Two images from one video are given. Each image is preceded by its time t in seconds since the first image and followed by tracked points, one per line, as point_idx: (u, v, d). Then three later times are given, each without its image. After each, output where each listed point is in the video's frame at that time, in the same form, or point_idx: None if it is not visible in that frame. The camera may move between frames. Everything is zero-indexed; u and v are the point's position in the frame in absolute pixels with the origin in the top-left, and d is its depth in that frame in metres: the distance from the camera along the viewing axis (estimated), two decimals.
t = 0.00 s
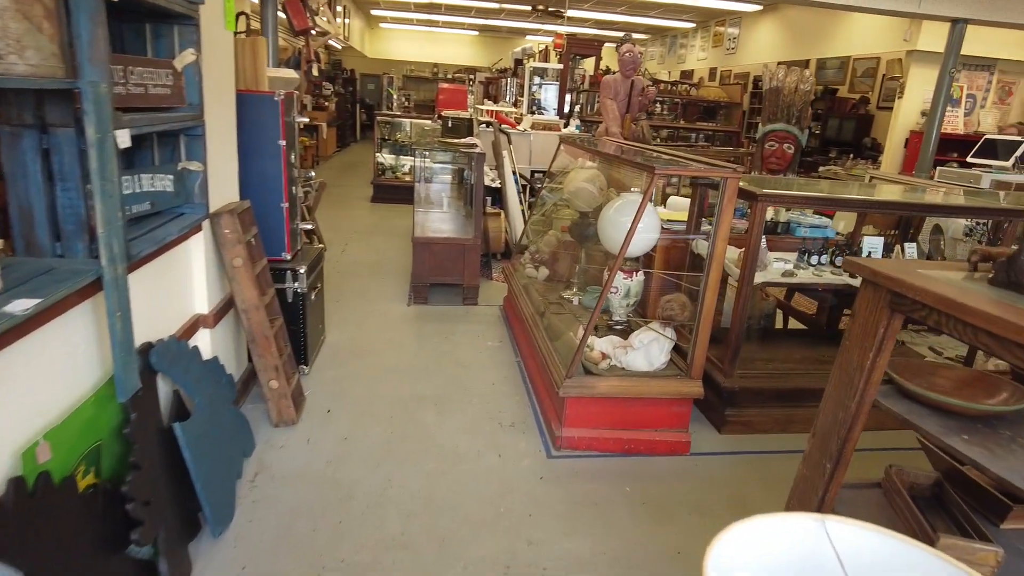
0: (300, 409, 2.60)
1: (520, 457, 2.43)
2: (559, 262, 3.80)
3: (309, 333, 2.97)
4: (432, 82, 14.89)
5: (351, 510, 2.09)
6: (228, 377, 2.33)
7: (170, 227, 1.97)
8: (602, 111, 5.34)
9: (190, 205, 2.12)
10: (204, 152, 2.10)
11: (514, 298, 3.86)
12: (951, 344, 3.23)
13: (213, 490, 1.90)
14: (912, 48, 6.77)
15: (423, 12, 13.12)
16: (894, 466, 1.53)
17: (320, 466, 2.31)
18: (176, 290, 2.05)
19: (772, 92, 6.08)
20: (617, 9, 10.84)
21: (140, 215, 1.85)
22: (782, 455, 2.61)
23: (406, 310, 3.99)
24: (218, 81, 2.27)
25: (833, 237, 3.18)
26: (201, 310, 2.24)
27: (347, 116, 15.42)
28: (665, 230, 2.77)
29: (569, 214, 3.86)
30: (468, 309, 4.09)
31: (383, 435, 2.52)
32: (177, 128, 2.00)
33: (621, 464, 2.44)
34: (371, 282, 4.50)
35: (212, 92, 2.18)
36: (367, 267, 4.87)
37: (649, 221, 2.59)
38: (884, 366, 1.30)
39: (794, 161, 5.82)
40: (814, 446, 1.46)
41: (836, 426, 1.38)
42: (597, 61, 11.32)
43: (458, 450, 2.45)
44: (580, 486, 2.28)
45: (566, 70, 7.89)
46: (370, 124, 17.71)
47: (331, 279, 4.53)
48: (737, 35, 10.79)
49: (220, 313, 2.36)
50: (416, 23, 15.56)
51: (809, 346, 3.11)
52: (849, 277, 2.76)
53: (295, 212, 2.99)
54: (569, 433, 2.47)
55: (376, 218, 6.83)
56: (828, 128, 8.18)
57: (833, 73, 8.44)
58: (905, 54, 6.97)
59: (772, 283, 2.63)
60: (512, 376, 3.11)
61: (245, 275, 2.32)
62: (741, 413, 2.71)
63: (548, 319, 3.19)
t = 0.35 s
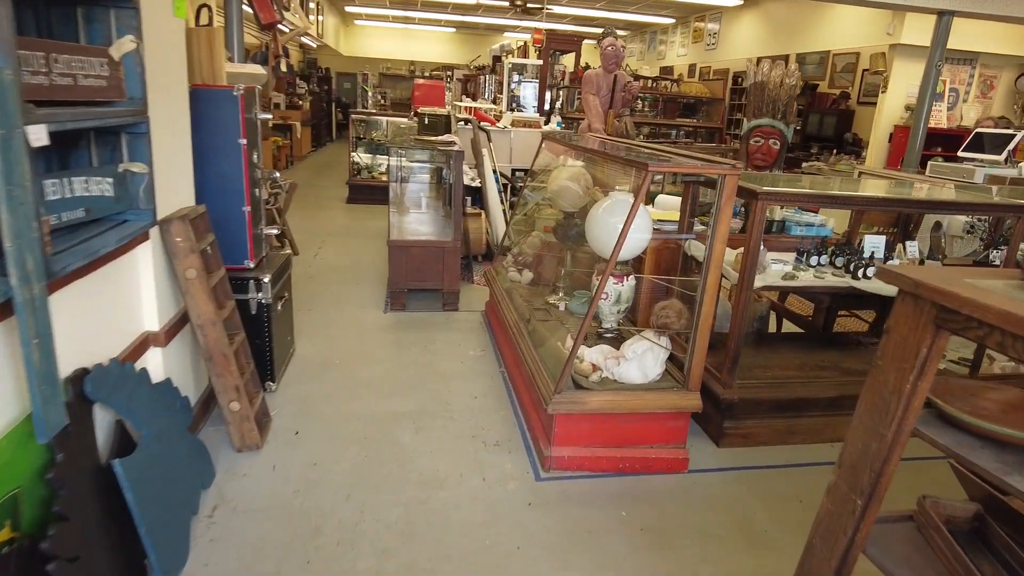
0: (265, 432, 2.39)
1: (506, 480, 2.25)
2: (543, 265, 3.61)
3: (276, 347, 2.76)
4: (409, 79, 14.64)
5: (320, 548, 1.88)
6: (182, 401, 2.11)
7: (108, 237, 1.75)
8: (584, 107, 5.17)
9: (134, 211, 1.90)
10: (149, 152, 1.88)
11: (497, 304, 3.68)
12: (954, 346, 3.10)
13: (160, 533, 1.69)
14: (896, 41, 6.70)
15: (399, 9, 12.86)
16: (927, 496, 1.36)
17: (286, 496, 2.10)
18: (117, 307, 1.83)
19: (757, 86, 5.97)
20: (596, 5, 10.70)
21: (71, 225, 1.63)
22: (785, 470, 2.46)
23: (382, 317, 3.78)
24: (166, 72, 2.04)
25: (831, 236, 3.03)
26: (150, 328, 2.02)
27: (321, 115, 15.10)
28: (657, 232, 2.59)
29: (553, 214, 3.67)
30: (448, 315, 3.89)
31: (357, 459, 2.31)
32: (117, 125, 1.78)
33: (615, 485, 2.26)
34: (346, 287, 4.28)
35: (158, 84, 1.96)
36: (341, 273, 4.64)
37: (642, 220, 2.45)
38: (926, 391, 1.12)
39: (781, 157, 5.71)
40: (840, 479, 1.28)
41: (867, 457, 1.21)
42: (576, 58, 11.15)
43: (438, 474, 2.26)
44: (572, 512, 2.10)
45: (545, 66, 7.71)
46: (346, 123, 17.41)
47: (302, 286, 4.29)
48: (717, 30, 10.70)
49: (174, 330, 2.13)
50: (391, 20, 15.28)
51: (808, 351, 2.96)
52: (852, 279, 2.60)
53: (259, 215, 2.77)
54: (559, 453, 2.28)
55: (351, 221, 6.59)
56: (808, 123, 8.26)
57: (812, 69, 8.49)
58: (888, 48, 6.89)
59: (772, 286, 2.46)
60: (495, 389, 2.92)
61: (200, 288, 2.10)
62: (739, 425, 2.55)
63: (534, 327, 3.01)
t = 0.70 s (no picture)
0: (228, 469, 2.18)
1: (494, 520, 2.05)
2: (532, 275, 3.41)
3: (243, 372, 2.55)
4: (391, 79, 14.39)
5: None
6: (133, 441, 1.89)
7: (35, 263, 1.54)
8: (572, 107, 4.98)
9: (70, 231, 1.68)
10: (85, 166, 1.66)
11: (483, 317, 3.49)
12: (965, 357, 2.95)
13: None
14: (888, 37, 6.58)
15: (380, 8, 12.62)
16: (978, 558, 1.19)
17: (251, 544, 1.90)
18: (49, 343, 1.61)
19: (748, 84, 5.81)
20: (581, 2, 10.52)
21: None
22: (794, 498, 2.28)
23: (361, 333, 3.57)
24: (106, 74, 1.82)
25: (835, 243, 2.87)
26: (94, 361, 1.80)
27: (302, 116, 14.81)
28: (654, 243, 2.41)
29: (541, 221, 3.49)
30: (431, 329, 3.69)
31: (331, 499, 2.11)
32: (46, 136, 1.56)
33: (614, 522, 2.08)
34: (323, 301, 4.07)
35: (96, 88, 1.75)
36: (319, 284, 4.43)
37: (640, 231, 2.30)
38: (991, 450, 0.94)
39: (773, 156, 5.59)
40: (879, 544, 1.10)
41: (912, 525, 1.03)
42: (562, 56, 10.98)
43: (420, 515, 2.06)
44: (567, 555, 1.92)
45: (530, 65, 7.52)
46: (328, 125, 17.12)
47: (277, 300, 4.07)
48: (704, 27, 10.57)
49: (124, 362, 1.92)
50: (373, 19, 15.03)
51: (813, 366, 2.79)
52: (862, 291, 2.43)
53: (223, 229, 2.56)
54: (552, 488, 2.10)
55: (331, 226, 6.36)
56: (796, 121, 8.25)
57: (800, 65, 8.41)
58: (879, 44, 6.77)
59: (780, 301, 2.28)
60: (482, 413, 2.73)
61: (150, 314, 1.88)
62: (745, 450, 2.38)
63: (523, 344, 2.82)
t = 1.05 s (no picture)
0: (209, 501, 2.00)
1: (498, 554, 1.89)
2: (532, 284, 3.26)
3: (226, 392, 2.38)
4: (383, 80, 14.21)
5: None
6: (101, 476, 1.72)
7: None
8: (569, 107, 4.83)
9: (23, 249, 1.51)
10: (38, 176, 1.49)
11: (481, 326, 3.33)
12: (988, 367, 2.81)
13: None
14: (889, 33, 6.47)
15: (371, 8, 12.44)
16: None
17: None
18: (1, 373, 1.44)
19: (749, 82, 5.67)
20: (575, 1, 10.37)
21: None
22: (817, 522, 2.14)
23: (353, 346, 3.41)
24: (67, 74, 1.66)
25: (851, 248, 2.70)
26: (55, 391, 1.63)
27: (293, 118, 14.61)
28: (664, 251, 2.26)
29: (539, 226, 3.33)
30: (427, 340, 3.53)
31: (321, 533, 1.95)
32: None
33: (627, 555, 1.93)
34: (313, 311, 3.90)
35: (51, 89, 1.58)
36: (309, 293, 4.25)
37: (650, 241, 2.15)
38: None
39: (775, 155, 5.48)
40: None
41: None
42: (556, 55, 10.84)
43: (418, 549, 1.90)
44: None
45: (525, 64, 7.38)
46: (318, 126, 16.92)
47: (265, 310, 3.90)
48: (700, 25, 10.44)
49: (91, 389, 1.74)
50: (364, 19, 14.83)
51: (831, 378, 2.65)
52: (886, 301, 2.29)
53: (202, 240, 2.39)
54: (559, 519, 1.94)
55: (322, 231, 6.18)
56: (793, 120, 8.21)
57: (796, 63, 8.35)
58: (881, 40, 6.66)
59: (800, 313, 2.13)
60: (482, 432, 2.57)
61: (119, 337, 1.70)
62: (763, 471, 2.23)
63: (525, 357, 2.66)
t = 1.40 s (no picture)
0: (194, 540, 1.83)
1: None
2: (539, 293, 3.10)
3: (213, 416, 2.21)
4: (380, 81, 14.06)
5: None
6: (71, 520, 1.54)
7: None
8: (574, 106, 4.70)
9: None
10: None
11: (485, 338, 3.17)
12: None
13: None
14: (899, 31, 6.34)
15: (368, 7, 12.29)
16: None
17: None
18: None
19: (756, 81, 5.48)
20: None
21: None
22: (853, 555, 1.98)
23: (350, 359, 3.25)
24: (32, 73, 1.49)
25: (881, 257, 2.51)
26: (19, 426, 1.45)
27: (289, 119, 14.42)
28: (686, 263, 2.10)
29: (546, 232, 3.17)
30: (428, 352, 3.36)
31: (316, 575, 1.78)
32: None
33: None
34: (309, 322, 3.73)
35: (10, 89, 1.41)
36: (305, 302, 4.09)
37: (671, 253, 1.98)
38: None
39: (784, 156, 5.36)
40: None
41: None
42: (556, 54, 10.69)
43: None
44: None
45: (526, 64, 7.25)
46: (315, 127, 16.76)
47: (259, 321, 3.73)
48: (702, 24, 10.30)
49: (62, 422, 1.57)
50: (361, 18, 14.65)
51: (859, 396, 2.49)
52: (925, 315, 2.13)
53: (187, 251, 2.23)
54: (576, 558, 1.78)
55: (318, 236, 6.02)
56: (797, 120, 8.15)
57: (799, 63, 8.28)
58: (891, 39, 6.53)
59: (835, 330, 1.97)
60: (489, 455, 2.41)
61: (92, 363, 1.53)
62: (794, 500, 2.07)
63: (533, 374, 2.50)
